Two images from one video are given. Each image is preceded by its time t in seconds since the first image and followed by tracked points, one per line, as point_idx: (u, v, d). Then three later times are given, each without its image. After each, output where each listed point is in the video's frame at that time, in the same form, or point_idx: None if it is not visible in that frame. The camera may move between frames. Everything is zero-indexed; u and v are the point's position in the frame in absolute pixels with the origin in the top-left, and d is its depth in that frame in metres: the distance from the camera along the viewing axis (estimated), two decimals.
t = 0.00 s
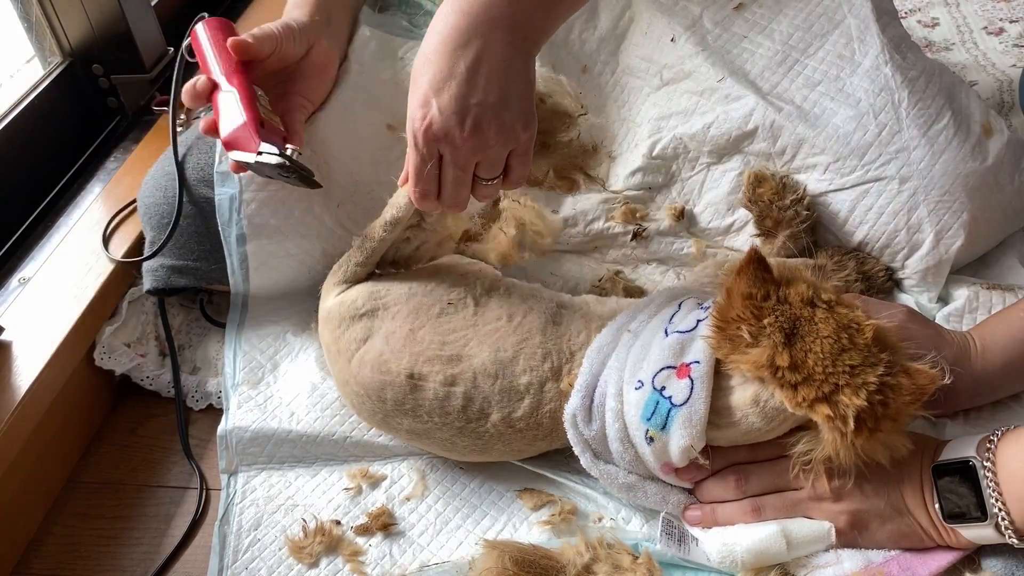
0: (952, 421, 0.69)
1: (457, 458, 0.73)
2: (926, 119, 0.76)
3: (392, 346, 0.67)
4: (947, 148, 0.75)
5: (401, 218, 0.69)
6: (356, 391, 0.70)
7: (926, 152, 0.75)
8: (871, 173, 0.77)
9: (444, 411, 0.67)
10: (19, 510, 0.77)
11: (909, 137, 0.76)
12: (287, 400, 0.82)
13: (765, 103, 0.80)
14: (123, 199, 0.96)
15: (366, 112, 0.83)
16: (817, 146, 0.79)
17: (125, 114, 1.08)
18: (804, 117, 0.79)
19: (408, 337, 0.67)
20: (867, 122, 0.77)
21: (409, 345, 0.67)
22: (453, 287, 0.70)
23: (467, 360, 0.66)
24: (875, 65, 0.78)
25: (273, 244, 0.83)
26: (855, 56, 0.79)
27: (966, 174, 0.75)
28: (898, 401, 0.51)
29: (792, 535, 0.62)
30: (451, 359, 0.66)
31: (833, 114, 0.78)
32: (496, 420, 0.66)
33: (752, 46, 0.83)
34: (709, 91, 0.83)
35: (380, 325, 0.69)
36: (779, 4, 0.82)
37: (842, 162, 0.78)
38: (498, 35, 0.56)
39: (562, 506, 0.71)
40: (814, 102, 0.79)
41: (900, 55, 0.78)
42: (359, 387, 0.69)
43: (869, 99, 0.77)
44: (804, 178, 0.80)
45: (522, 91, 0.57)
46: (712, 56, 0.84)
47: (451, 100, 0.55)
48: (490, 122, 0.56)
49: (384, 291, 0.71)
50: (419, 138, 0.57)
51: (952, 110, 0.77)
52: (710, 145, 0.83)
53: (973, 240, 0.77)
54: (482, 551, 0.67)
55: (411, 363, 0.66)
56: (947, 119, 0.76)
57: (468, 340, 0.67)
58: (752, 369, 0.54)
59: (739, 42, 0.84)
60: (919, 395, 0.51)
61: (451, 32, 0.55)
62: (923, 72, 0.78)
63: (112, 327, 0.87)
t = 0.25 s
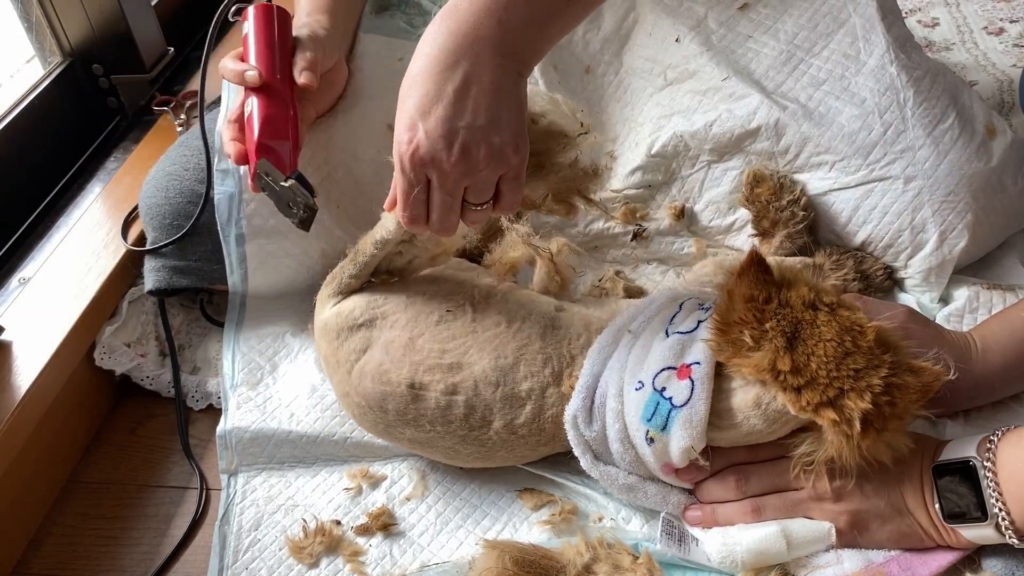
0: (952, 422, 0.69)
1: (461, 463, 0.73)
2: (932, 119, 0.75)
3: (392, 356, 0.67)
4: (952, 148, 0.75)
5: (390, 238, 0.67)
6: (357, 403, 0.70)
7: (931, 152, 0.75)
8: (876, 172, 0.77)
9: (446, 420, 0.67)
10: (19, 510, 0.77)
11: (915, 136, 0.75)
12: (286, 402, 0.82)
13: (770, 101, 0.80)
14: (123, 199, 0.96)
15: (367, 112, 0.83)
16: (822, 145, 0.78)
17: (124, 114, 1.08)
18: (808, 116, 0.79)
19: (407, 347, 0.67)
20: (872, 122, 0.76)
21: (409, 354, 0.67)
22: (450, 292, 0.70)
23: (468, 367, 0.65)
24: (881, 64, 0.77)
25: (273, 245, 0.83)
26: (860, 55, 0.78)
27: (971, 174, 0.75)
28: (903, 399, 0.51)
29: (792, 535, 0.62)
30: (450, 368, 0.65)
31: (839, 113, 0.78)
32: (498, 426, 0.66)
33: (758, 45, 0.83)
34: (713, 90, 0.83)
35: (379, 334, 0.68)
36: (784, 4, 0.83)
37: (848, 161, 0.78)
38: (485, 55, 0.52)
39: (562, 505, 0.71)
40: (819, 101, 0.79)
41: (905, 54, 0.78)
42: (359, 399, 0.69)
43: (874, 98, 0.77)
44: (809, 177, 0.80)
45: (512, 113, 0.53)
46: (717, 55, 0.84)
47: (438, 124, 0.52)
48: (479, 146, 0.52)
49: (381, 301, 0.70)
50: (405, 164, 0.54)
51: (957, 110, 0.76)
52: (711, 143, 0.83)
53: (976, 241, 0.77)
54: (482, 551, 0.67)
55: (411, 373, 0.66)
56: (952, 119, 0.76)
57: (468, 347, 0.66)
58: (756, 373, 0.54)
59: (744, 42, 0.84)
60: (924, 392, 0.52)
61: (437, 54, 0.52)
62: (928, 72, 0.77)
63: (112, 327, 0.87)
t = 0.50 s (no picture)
0: (953, 422, 0.69)
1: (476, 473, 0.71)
2: (938, 119, 0.76)
3: (394, 374, 0.65)
4: (958, 149, 0.75)
5: (394, 266, 0.65)
6: (360, 424, 0.68)
7: (937, 153, 0.75)
8: (883, 172, 0.77)
9: (454, 431, 0.65)
10: (19, 510, 0.77)
11: (921, 137, 0.76)
12: (284, 409, 0.82)
13: (776, 101, 0.80)
14: (123, 199, 0.96)
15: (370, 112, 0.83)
16: (828, 145, 0.78)
17: (124, 114, 1.08)
18: (815, 116, 0.79)
19: (409, 364, 0.65)
20: (878, 122, 0.77)
21: (412, 371, 0.65)
22: (448, 306, 0.68)
23: (472, 379, 0.64)
24: (886, 65, 0.78)
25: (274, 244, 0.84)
26: (865, 56, 0.79)
27: (977, 174, 0.75)
28: (910, 408, 0.51)
29: (793, 535, 0.62)
30: (455, 380, 0.64)
31: (845, 113, 0.78)
32: (506, 434, 0.65)
33: (763, 46, 0.83)
34: (719, 89, 0.84)
35: (379, 353, 0.66)
36: (790, 4, 0.83)
37: (854, 161, 0.78)
38: (515, 97, 0.52)
39: (564, 504, 0.71)
40: (825, 102, 0.79)
41: (911, 55, 0.78)
42: (363, 420, 0.67)
43: (880, 98, 0.77)
44: (814, 176, 0.80)
45: (540, 153, 0.53)
46: (722, 55, 0.84)
47: (470, 166, 0.51)
48: (511, 187, 0.52)
49: (379, 317, 0.67)
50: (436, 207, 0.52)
51: (962, 112, 0.77)
52: (715, 140, 0.82)
53: (981, 241, 0.77)
54: (483, 551, 0.67)
55: (416, 389, 0.64)
56: (958, 120, 0.76)
57: (469, 358, 0.64)
58: (760, 378, 0.54)
59: (750, 42, 0.84)
60: (929, 402, 0.52)
61: (465, 96, 0.51)
62: (933, 73, 0.78)
63: (113, 327, 0.88)
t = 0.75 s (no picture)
0: (953, 422, 0.69)
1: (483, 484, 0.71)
2: (943, 121, 0.76)
3: (393, 391, 0.65)
4: (963, 151, 0.76)
5: (398, 282, 0.64)
6: (362, 440, 0.68)
7: (942, 155, 0.76)
8: (887, 174, 0.77)
9: (455, 448, 0.65)
10: (19, 510, 0.77)
11: (926, 138, 0.76)
12: (284, 408, 0.82)
13: (780, 101, 0.80)
14: (123, 199, 0.96)
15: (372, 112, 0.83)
16: (833, 145, 0.78)
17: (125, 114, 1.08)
18: (819, 116, 0.79)
19: (409, 379, 0.65)
20: (883, 123, 0.77)
21: (412, 387, 0.64)
22: (449, 317, 0.68)
23: (471, 394, 0.64)
24: (890, 66, 0.78)
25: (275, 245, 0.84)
26: (868, 57, 0.79)
27: (980, 177, 0.76)
28: (903, 422, 0.52)
29: (793, 535, 0.62)
30: (454, 396, 0.64)
31: (849, 114, 0.78)
32: (507, 449, 0.65)
33: (764, 48, 0.83)
34: (722, 90, 0.83)
35: (379, 369, 0.66)
36: (791, 6, 0.83)
37: (858, 162, 0.78)
38: (542, 121, 0.51)
39: (564, 504, 0.71)
40: (829, 102, 0.79)
41: (914, 56, 0.79)
42: (365, 437, 0.67)
43: (885, 99, 0.77)
44: (817, 176, 0.80)
45: (561, 175, 0.53)
46: (724, 56, 0.84)
47: (497, 185, 0.50)
48: (534, 208, 0.52)
49: (381, 333, 0.67)
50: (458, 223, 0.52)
51: (965, 114, 0.77)
52: (716, 140, 0.81)
53: (983, 243, 0.78)
54: (483, 551, 0.67)
55: (416, 406, 0.64)
56: (961, 122, 0.77)
57: (468, 374, 0.64)
58: (758, 383, 0.54)
59: (750, 45, 0.84)
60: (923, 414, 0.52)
61: (494, 119, 0.50)
62: (937, 74, 0.78)
63: (113, 327, 0.88)
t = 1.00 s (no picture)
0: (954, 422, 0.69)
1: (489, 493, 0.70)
2: (943, 122, 0.76)
3: (391, 410, 0.64)
4: (964, 151, 0.76)
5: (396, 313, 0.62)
6: (364, 458, 0.68)
7: (943, 155, 0.76)
8: (889, 174, 0.77)
9: (456, 463, 0.65)
10: (20, 509, 0.77)
11: (927, 139, 0.76)
12: (285, 410, 0.82)
13: (781, 102, 0.80)
14: (124, 198, 0.96)
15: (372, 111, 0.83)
16: (835, 146, 0.78)
17: (125, 114, 1.08)
18: (820, 117, 0.79)
19: (406, 399, 0.64)
20: (884, 124, 0.77)
21: (408, 406, 0.64)
22: (443, 329, 0.66)
23: (469, 413, 0.63)
24: (890, 68, 0.78)
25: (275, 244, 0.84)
26: (868, 59, 0.79)
27: (982, 178, 0.76)
28: (894, 440, 0.52)
29: (793, 535, 0.62)
30: (452, 415, 0.63)
31: (850, 115, 0.78)
32: (511, 464, 0.65)
33: (764, 52, 0.83)
34: (722, 92, 0.83)
35: (376, 388, 0.65)
36: (790, 9, 0.83)
37: (859, 162, 0.78)
38: (543, 163, 0.51)
39: (564, 504, 0.71)
40: (829, 104, 0.79)
41: (914, 57, 0.79)
42: (367, 455, 0.67)
43: (886, 100, 0.77)
44: (818, 177, 0.80)
45: (559, 214, 0.53)
46: (723, 61, 0.84)
47: (503, 230, 0.50)
48: (537, 249, 0.52)
49: (375, 352, 0.66)
50: (463, 270, 0.51)
51: (966, 114, 0.77)
52: (716, 140, 0.81)
53: (984, 244, 0.78)
54: (483, 551, 0.67)
55: (415, 426, 0.64)
56: (962, 123, 0.77)
57: (466, 392, 0.63)
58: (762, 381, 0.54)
59: (751, 48, 0.84)
60: (919, 439, 0.53)
61: (498, 164, 0.50)
62: (937, 74, 0.78)
63: (113, 327, 0.88)
